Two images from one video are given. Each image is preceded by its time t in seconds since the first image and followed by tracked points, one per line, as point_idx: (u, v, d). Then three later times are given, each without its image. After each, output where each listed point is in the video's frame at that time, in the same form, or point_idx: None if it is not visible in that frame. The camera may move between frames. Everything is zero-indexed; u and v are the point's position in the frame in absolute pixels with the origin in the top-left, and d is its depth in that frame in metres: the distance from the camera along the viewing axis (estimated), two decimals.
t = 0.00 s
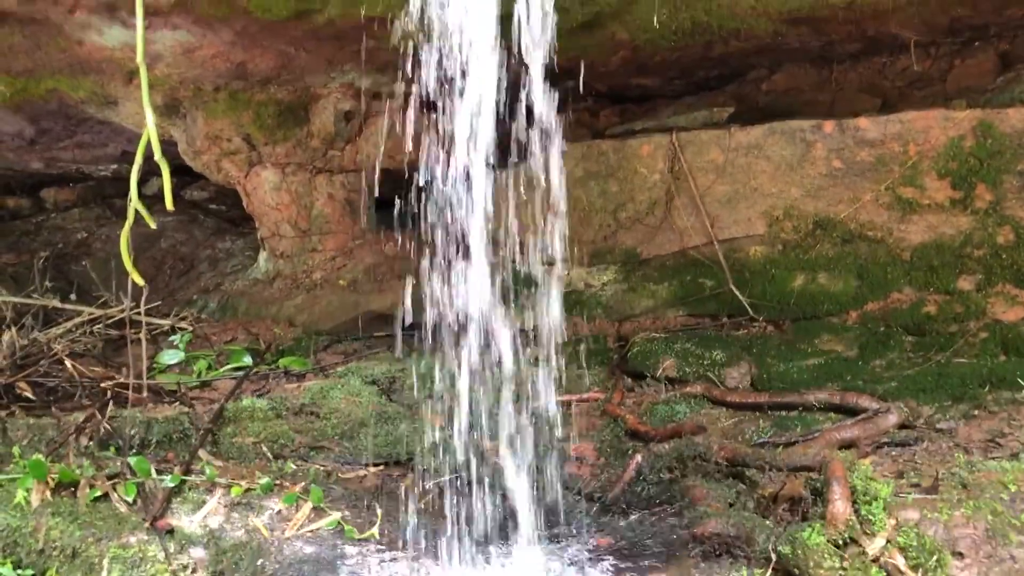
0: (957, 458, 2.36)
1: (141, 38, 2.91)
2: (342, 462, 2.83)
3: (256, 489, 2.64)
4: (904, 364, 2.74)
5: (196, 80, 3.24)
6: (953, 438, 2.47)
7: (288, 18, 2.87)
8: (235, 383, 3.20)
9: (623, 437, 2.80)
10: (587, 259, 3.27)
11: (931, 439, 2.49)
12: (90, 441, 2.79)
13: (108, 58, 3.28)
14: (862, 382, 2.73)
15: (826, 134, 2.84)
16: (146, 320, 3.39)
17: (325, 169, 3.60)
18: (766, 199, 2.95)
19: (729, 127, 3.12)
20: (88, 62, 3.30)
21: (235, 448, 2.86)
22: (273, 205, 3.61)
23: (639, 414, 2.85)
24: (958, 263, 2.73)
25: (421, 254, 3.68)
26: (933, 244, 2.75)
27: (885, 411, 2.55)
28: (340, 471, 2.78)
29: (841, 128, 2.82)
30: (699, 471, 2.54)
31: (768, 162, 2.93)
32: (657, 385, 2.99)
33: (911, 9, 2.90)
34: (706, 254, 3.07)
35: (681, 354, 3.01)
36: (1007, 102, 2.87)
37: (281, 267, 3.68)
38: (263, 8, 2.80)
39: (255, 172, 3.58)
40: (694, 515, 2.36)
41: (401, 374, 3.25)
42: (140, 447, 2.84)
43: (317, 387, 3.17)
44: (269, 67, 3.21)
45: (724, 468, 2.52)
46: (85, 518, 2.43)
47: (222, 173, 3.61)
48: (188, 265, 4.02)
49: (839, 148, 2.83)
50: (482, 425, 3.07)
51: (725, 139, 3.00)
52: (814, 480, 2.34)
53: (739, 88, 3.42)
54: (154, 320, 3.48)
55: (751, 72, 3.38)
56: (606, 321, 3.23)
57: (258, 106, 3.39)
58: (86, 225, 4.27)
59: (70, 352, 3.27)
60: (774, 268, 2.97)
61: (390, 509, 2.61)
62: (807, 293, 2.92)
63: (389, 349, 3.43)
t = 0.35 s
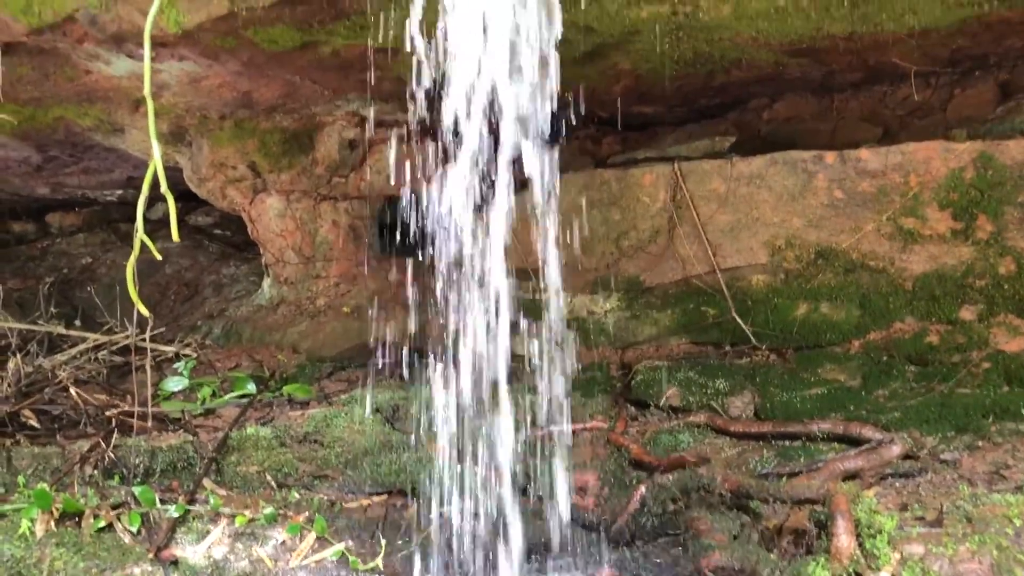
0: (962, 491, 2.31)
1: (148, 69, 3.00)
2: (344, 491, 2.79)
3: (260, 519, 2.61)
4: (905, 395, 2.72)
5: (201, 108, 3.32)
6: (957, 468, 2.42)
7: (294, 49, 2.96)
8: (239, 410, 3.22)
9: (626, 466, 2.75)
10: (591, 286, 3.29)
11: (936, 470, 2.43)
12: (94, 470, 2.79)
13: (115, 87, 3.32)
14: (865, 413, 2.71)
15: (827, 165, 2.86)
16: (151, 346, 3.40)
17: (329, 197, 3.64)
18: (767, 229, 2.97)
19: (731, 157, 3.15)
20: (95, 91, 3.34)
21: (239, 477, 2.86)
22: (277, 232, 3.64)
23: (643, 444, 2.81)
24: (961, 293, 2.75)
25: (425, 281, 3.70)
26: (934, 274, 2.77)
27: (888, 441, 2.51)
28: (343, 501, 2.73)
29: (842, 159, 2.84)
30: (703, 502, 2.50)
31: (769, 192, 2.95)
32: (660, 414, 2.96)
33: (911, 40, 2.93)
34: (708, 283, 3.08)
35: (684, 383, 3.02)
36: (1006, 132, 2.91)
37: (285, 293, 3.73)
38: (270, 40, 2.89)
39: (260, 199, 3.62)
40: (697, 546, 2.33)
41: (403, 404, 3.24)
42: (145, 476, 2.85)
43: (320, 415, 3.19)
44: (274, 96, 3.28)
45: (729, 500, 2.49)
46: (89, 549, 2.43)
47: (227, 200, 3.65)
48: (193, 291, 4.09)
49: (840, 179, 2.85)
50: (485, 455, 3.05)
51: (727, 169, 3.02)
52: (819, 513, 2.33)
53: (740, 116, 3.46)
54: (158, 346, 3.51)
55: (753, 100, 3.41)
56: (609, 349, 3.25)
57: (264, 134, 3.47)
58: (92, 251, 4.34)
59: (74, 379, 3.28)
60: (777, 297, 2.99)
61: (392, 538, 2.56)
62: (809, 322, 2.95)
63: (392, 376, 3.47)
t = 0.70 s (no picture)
0: (966, 531, 2.23)
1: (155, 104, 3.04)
2: (346, 526, 2.69)
3: (261, 556, 2.48)
4: (909, 432, 2.68)
5: (207, 141, 3.37)
6: (961, 508, 2.35)
7: (298, 85, 3.02)
8: (240, 444, 3.23)
9: (630, 502, 2.69)
10: (594, 318, 3.32)
11: (940, 510, 2.36)
12: (96, 504, 2.77)
13: (121, 120, 3.34)
14: (870, 450, 2.67)
15: (829, 202, 2.87)
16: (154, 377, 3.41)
17: (333, 227, 3.64)
18: (770, 264, 2.98)
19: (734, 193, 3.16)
20: (101, 123, 3.36)
21: (241, 512, 2.78)
22: (281, 263, 3.67)
23: (646, 481, 2.74)
24: (964, 330, 2.75)
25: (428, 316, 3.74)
26: (937, 310, 2.77)
27: (892, 479, 2.47)
28: (345, 537, 2.62)
29: (844, 196, 2.86)
30: (706, 541, 2.39)
31: (772, 228, 2.96)
32: (665, 449, 2.91)
33: (911, 77, 2.96)
34: (711, 316, 3.09)
35: (687, 419, 2.99)
36: (1008, 169, 2.94)
37: (287, 323, 3.76)
38: (276, 76, 2.95)
39: (264, 230, 3.65)
40: None
41: (407, 435, 3.27)
42: (146, 510, 2.79)
43: (323, 447, 3.19)
44: (279, 128, 3.32)
45: (731, 539, 2.37)
46: None
47: (231, 231, 3.71)
48: (195, 321, 4.24)
49: (842, 216, 2.87)
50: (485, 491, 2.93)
51: (729, 205, 3.03)
52: (823, 553, 2.21)
53: (742, 149, 3.47)
54: (162, 378, 3.52)
55: (754, 134, 3.43)
56: (612, 382, 3.25)
57: (268, 166, 3.52)
58: (95, 279, 4.45)
59: (76, 412, 3.27)
60: (779, 331, 2.99)
61: None
62: (812, 357, 2.94)
63: (395, 410, 3.50)
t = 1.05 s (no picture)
0: (969, 565, 2.20)
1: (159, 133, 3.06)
2: (345, 557, 2.68)
3: None
4: (910, 463, 2.67)
5: (210, 168, 3.40)
6: (962, 542, 2.33)
7: (302, 114, 3.06)
8: (241, 472, 3.22)
9: (631, 533, 2.66)
10: (595, 346, 3.31)
11: (940, 543, 2.33)
12: (95, 532, 2.78)
13: (125, 147, 3.36)
14: (870, 482, 2.65)
15: (829, 233, 2.89)
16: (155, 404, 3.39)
17: (334, 254, 3.69)
18: (771, 294, 2.99)
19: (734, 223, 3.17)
20: (105, 150, 3.39)
21: (240, 541, 2.77)
22: (283, 289, 3.73)
23: (648, 513, 2.72)
24: (964, 362, 2.74)
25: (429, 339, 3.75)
26: (937, 342, 2.77)
27: (892, 511, 2.45)
28: (344, 567, 2.60)
29: (844, 228, 2.88)
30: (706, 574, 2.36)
31: (772, 259, 2.98)
32: (666, 479, 2.91)
33: (911, 110, 2.99)
34: (712, 345, 3.09)
35: (688, 449, 2.99)
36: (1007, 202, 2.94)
37: (288, 349, 3.81)
38: (279, 106, 2.98)
39: (266, 256, 3.70)
40: None
41: (409, 464, 3.24)
42: (146, 539, 2.80)
43: (323, 476, 3.16)
44: (282, 156, 3.35)
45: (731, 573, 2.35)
46: None
47: (233, 257, 3.76)
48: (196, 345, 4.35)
49: (842, 248, 2.88)
50: (485, 523, 2.94)
51: (729, 235, 3.05)
52: None
53: (742, 177, 3.51)
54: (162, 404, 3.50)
55: (754, 162, 3.47)
56: (613, 411, 3.25)
57: (270, 194, 3.56)
58: (97, 303, 4.58)
59: (76, 438, 3.26)
60: (779, 362, 2.99)
61: None
62: (812, 388, 2.94)
63: (398, 436, 3.48)
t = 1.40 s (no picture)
0: None
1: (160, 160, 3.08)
2: None
3: None
4: (909, 495, 2.60)
5: (211, 194, 3.42)
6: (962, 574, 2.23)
7: (302, 142, 3.09)
8: (238, 499, 3.20)
9: (629, 564, 2.56)
10: (595, 374, 3.35)
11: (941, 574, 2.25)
12: (90, 561, 2.73)
13: (127, 173, 3.39)
14: (869, 513, 2.57)
15: (826, 264, 2.90)
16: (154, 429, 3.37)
17: (333, 279, 3.74)
18: (769, 323, 3.00)
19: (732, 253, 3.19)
20: (107, 176, 3.42)
21: (236, 569, 2.72)
22: (282, 315, 3.77)
23: (646, 543, 2.63)
24: (963, 394, 2.72)
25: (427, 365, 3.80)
26: (935, 373, 2.77)
27: (891, 544, 2.35)
28: None
29: (841, 258, 2.89)
30: None
31: (770, 289, 2.99)
32: (664, 508, 2.86)
33: (907, 142, 3.02)
34: (709, 374, 3.12)
35: (686, 479, 2.95)
36: (1002, 234, 2.96)
37: (286, 374, 3.87)
38: (280, 134, 3.02)
39: (265, 282, 3.75)
40: None
41: (406, 495, 3.20)
42: (141, 567, 2.75)
43: (321, 505, 3.15)
44: (283, 183, 3.38)
45: None
46: None
47: (233, 283, 3.81)
48: (195, 370, 4.39)
49: (840, 278, 2.89)
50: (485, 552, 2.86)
51: (727, 265, 3.07)
52: None
53: (741, 206, 3.56)
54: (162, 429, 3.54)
55: (752, 191, 3.52)
56: (611, 440, 3.25)
57: (271, 220, 3.59)
58: (96, 327, 4.61)
59: (74, 465, 3.25)
60: (778, 393, 3.00)
61: None
62: (810, 418, 2.93)
63: (393, 467, 3.46)
